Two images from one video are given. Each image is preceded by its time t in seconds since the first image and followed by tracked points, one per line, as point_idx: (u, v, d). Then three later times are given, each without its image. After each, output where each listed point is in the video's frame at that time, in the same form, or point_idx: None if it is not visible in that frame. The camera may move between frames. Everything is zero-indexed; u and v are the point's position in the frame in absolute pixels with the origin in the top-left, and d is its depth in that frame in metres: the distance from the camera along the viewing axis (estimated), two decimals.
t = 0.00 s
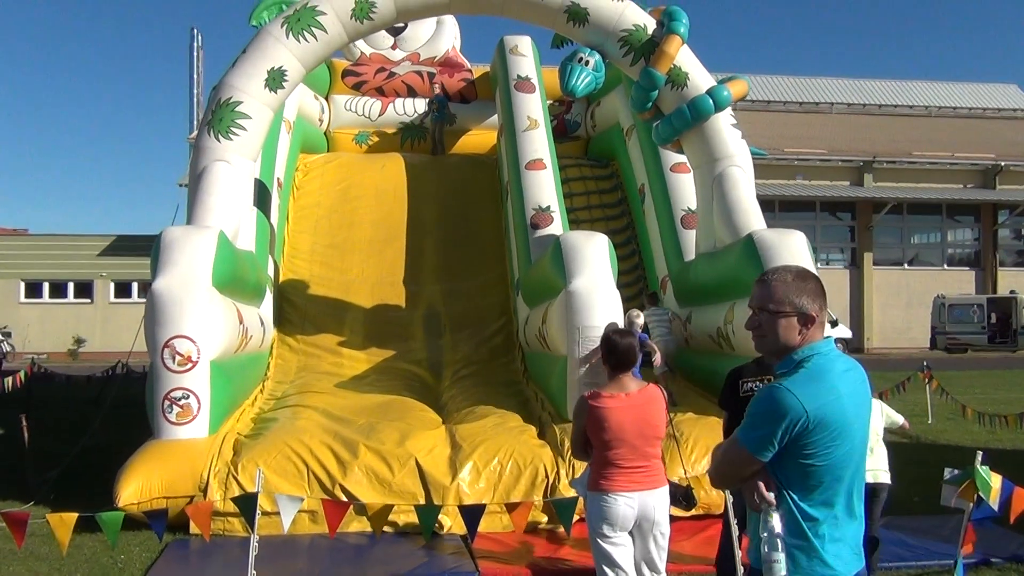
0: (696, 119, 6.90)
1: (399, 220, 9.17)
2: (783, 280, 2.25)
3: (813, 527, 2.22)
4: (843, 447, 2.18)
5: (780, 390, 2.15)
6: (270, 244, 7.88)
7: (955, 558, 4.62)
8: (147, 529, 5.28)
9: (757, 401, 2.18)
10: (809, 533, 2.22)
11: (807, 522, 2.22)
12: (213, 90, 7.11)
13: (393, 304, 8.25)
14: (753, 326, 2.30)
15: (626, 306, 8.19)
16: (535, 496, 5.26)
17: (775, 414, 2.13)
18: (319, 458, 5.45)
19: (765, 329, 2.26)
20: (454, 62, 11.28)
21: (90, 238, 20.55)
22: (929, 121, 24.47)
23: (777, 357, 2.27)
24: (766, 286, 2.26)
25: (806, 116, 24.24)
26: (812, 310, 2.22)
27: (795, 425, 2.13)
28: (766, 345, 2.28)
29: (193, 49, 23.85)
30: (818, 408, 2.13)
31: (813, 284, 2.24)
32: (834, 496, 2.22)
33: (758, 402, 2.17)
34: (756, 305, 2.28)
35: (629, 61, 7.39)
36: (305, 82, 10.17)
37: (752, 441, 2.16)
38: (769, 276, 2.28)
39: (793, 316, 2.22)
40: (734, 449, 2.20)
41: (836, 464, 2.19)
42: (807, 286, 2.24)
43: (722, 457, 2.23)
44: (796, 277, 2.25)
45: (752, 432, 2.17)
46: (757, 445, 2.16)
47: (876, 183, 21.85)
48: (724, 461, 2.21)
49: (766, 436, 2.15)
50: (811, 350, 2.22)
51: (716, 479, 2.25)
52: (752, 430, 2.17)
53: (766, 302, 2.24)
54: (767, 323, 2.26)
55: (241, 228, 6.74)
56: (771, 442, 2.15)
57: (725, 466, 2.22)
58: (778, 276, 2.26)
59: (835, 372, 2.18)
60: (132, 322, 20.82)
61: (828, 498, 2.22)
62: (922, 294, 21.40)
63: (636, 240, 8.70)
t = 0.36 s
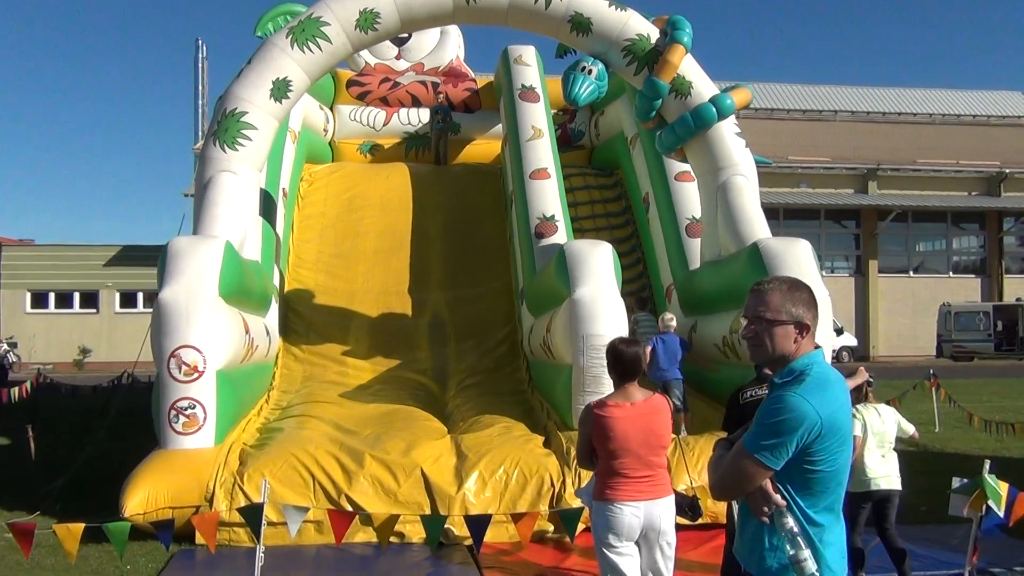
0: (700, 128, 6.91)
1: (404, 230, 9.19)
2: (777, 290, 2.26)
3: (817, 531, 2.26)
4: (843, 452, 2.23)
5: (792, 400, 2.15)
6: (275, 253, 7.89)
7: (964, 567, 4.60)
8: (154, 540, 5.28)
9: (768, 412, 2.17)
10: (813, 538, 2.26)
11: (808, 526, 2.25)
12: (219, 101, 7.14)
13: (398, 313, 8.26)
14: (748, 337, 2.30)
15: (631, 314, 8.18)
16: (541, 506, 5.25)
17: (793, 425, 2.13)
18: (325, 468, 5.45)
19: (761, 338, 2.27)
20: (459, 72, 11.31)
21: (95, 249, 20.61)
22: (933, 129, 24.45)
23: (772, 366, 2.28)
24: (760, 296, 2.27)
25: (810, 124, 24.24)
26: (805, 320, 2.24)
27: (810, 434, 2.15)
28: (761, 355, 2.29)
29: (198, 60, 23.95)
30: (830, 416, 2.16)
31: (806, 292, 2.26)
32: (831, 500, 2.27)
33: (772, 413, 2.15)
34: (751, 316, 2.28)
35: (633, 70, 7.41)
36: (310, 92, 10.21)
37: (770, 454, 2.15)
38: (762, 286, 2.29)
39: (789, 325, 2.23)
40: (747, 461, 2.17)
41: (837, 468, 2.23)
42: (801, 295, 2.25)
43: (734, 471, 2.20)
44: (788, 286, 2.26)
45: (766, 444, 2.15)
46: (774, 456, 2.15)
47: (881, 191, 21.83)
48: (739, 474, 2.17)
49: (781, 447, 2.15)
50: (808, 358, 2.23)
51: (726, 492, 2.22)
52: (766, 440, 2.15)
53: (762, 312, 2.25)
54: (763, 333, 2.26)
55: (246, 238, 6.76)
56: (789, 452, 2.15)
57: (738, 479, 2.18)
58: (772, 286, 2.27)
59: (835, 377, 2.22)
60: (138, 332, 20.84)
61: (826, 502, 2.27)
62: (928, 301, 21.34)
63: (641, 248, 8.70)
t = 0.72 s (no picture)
0: (707, 136, 6.92)
1: (410, 238, 9.20)
2: (761, 297, 2.38)
3: (790, 528, 2.38)
4: (820, 454, 2.35)
5: (774, 400, 2.28)
6: (281, 262, 7.90)
7: None
8: (159, 548, 5.27)
9: (750, 411, 2.29)
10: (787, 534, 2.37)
11: (782, 522, 2.37)
12: (227, 109, 7.16)
13: (404, 321, 8.26)
14: (733, 341, 2.41)
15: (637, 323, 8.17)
16: (547, 514, 5.23)
17: (773, 423, 2.26)
18: (331, 477, 5.45)
19: (745, 343, 2.38)
20: (465, 81, 11.34)
21: (102, 257, 20.66)
22: (939, 136, 24.41)
23: (754, 370, 2.39)
24: (745, 302, 2.39)
25: (816, 131, 24.21)
26: (787, 328, 2.35)
27: (789, 433, 2.27)
28: (745, 360, 2.40)
29: (205, 70, 24.02)
30: (808, 418, 2.29)
31: (789, 301, 2.39)
32: (806, 499, 2.39)
33: (753, 412, 2.29)
34: (737, 321, 2.39)
35: (640, 78, 7.42)
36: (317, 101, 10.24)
37: (749, 450, 2.28)
38: (748, 294, 2.42)
39: (772, 331, 2.35)
40: (728, 457, 2.29)
41: (813, 470, 2.36)
42: (784, 304, 2.38)
43: (714, 466, 2.32)
44: (773, 295, 2.39)
45: (746, 441, 2.28)
46: (754, 453, 2.27)
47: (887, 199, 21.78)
48: (719, 469, 2.29)
49: (760, 444, 2.28)
50: (789, 364, 2.35)
51: (705, 486, 2.34)
52: (745, 438, 2.29)
53: (747, 318, 2.36)
54: (747, 338, 2.38)
55: (253, 247, 6.78)
56: (768, 449, 2.27)
57: (717, 474, 2.30)
58: (757, 294, 2.39)
59: (813, 383, 2.36)
60: (144, 341, 20.85)
61: (801, 502, 2.39)
62: (935, 309, 21.25)
63: (647, 257, 8.69)
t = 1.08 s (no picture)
0: (708, 145, 6.93)
1: (411, 245, 9.20)
2: (733, 305, 2.41)
3: (778, 526, 2.39)
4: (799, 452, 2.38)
5: (752, 399, 2.31)
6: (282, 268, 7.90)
7: None
8: (159, 554, 5.27)
9: (729, 412, 2.32)
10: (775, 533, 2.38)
11: (767, 522, 2.38)
12: (229, 116, 7.17)
13: (405, 327, 8.26)
14: (708, 349, 2.44)
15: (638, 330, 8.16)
16: (547, 522, 5.21)
17: (754, 421, 2.29)
18: (330, 483, 5.44)
19: (720, 350, 2.41)
20: (467, 88, 11.36)
21: (105, 262, 20.70)
22: (942, 146, 24.42)
23: (731, 376, 2.42)
24: (718, 311, 2.42)
25: (819, 140, 24.23)
26: (760, 332, 2.39)
27: (769, 430, 2.30)
28: (721, 367, 2.43)
29: (209, 76, 24.08)
30: (787, 415, 2.32)
31: (760, 308, 2.42)
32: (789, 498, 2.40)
33: (732, 412, 2.31)
34: (711, 328, 2.42)
35: (641, 87, 7.44)
36: (320, 107, 10.26)
37: (731, 448, 2.29)
38: (721, 302, 2.45)
39: (746, 336, 2.38)
40: (712, 455, 2.31)
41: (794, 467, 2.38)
42: (756, 310, 2.41)
43: (698, 468, 2.33)
44: (745, 303, 2.42)
45: (728, 439, 2.31)
46: (736, 451, 2.29)
47: (889, 208, 21.79)
48: (702, 470, 2.31)
49: (742, 442, 2.30)
50: (764, 366, 2.38)
51: (691, 489, 2.34)
52: (727, 438, 2.31)
53: (721, 325, 2.40)
54: (722, 345, 2.40)
55: (254, 253, 6.78)
56: (750, 447, 2.29)
57: (701, 476, 2.31)
58: (729, 301, 2.43)
59: (787, 382, 2.40)
60: (146, 345, 20.86)
61: (785, 501, 2.40)
62: (937, 318, 21.24)
63: (648, 264, 8.69)
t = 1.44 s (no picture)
0: (708, 151, 6.94)
1: (413, 250, 9.21)
2: (715, 311, 2.45)
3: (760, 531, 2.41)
4: (780, 458, 2.41)
5: (733, 406, 2.33)
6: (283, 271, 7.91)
7: None
8: (158, 557, 5.26)
9: (712, 419, 2.34)
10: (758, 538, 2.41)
11: (749, 527, 2.41)
12: (230, 119, 7.19)
13: (406, 332, 8.26)
14: (690, 353, 2.47)
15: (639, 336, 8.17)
16: (547, 528, 5.20)
17: (735, 427, 2.31)
18: (330, 487, 5.43)
19: (701, 355, 2.44)
20: (470, 94, 11.38)
21: (106, 264, 20.70)
22: (944, 155, 24.42)
23: (712, 381, 2.45)
24: (700, 316, 2.46)
25: (821, 148, 24.23)
26: (740, 338, 2.42)
27: (751, 437, 2.32)
28: (702, 372, 2.46)
29: (211, 79, 24.10)
30: (768, 421, 2.35)
31: (742, 314, 2.45)
32: (770, 503, 2.43)
33: (714, 419, 2.33)
34: (693, 334, 2.46)
35: (642, 93, 7.43)
36: (322, 111, 10.29)
37: (714, 454, 2.31)
38: (703, 308, 2.49)
39: (727, 341, 2.41)
40: (695, 464, 2.32)
41: (775, 472, 2.41)
42: (737, 316, 2.45)
43: (680, 476, 2.33)
44: (727, 308, 2.46)
45: (711, 447, 2.32)
46: (719, 458, 2.31)
47: (891, 216, 21.78)
48: (685, 478, 2.32)
49: (725, 449, 2.31)
50: (744, 372, 2.42)
51: (674, 496, 2.35)
52: (709, 444, 2.32)
53: (702, 330, 2.43)
54: (703, 350, 2.44)
55: (255, 256, 6.79)
56: (733, 454, 2.31)
57: (685, 483, 2.32)
58: (711, 307, 2.47)
59: (767, 389, 2.42)
60: (147, 348, 20.85)
61: (767, 507, 2.43)
62: (938, 327, 21.22)
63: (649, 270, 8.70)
